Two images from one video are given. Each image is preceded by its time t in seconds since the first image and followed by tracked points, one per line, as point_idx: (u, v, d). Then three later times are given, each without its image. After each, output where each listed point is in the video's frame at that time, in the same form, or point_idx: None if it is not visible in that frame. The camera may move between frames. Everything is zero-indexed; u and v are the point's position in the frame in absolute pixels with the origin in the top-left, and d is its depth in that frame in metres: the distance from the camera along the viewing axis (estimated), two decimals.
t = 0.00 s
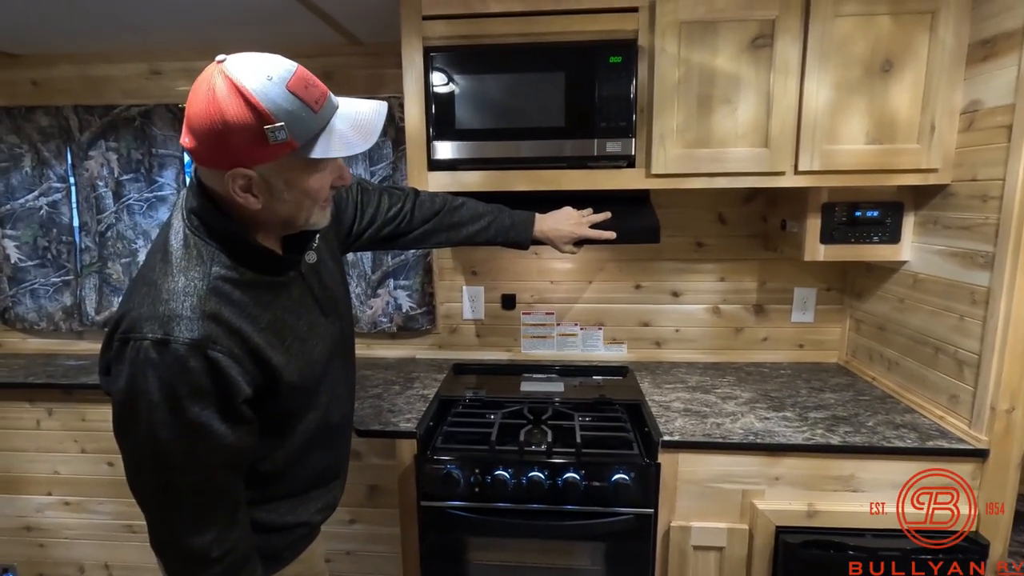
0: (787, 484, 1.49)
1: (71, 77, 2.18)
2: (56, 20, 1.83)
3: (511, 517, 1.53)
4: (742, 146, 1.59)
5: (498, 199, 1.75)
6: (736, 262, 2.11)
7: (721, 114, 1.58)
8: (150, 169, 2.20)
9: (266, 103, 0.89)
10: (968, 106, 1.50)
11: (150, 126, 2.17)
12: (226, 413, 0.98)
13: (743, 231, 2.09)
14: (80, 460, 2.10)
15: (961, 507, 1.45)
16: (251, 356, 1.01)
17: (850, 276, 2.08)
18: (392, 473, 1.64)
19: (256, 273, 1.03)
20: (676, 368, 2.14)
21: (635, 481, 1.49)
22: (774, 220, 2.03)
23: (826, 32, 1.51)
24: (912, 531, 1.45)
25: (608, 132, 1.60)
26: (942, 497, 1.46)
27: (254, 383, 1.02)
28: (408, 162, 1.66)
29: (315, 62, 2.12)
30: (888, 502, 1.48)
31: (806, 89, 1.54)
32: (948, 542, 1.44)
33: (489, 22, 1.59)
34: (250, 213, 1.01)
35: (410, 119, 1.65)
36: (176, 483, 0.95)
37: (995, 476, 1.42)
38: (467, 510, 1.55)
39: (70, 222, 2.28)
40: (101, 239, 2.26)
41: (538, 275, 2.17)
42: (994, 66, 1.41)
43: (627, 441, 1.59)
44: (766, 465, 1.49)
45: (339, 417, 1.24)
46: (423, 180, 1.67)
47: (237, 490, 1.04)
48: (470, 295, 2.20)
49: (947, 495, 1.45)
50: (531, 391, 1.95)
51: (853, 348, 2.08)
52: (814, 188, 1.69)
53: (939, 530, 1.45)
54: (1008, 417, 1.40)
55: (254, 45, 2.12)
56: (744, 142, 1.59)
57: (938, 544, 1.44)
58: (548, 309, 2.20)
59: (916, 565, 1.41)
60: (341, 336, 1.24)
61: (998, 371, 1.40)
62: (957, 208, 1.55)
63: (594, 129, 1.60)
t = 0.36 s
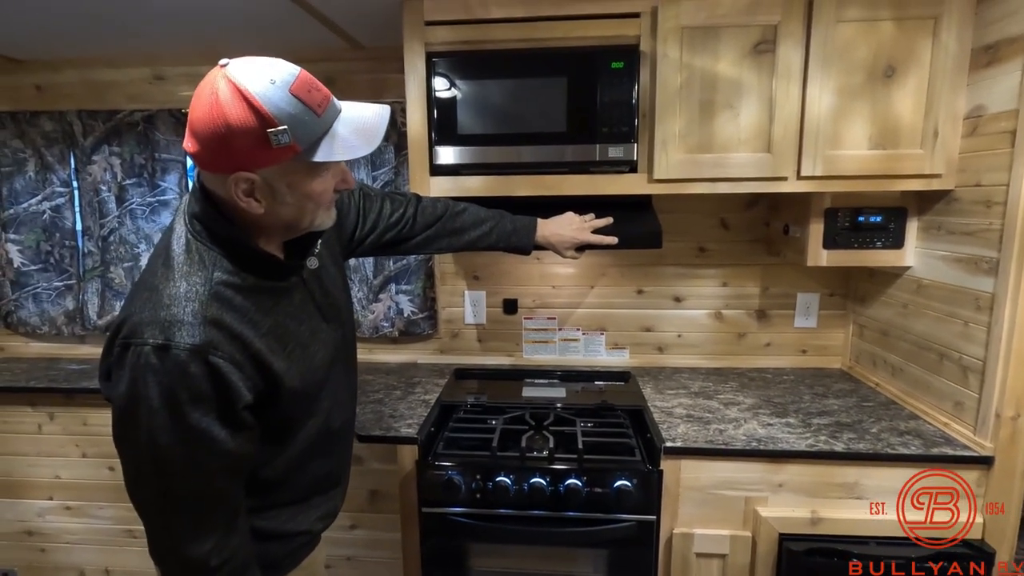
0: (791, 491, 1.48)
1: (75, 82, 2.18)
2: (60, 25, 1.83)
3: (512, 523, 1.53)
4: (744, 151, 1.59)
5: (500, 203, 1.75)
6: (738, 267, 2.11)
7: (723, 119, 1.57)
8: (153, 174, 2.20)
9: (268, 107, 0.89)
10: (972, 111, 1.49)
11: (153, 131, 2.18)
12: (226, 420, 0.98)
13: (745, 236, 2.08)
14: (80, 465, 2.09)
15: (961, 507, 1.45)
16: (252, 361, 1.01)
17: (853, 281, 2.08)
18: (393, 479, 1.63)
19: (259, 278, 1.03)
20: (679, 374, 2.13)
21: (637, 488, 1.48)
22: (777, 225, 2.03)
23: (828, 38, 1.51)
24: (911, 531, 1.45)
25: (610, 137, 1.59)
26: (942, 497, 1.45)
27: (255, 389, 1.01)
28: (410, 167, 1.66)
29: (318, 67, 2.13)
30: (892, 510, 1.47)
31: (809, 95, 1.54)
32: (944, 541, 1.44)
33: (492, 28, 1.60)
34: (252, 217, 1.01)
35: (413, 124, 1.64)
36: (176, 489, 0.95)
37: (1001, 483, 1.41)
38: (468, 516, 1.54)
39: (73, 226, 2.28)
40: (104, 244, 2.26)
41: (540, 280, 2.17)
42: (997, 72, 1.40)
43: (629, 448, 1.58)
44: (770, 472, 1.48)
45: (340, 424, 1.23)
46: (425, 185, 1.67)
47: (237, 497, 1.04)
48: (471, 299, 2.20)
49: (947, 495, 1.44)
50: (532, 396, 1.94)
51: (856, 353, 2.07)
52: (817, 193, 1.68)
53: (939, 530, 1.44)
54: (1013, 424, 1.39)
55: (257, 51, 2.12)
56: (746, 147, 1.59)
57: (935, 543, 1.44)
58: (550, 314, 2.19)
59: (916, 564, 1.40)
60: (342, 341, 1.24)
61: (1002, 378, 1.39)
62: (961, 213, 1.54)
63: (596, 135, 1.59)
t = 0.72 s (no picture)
0: (792, 498, 1.48)
1: (78, 87, 2.19)
2: (63, 32, 1.84)
3: (513, 530, 1.52)
4: (745, 156, 1.59)
5: (501, 209, 1.75)
6: (739, 273, 2.10)
7: (724, 125, 1.57)
8: (154, 179, 2.21)
9: (276, 102, 0.89)
10: (972, 117, 1.49)
11: (155, 136, 2.18)
12: (236, 421, 0.97)
13: (746, 241, 2.08)
14: (80, 470, 2.09)
15: (960, 507, 1.44)
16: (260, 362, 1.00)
17: (854, 287, 2.07)
18: (393, 485, 1.63)
19: (265, 279, 1.02)
20: (679, 379, 2.13)
21: (638, 494, 1.47)
22: (777, 231, 2.03)
23: (828, 44, 1.51)
24: (911, 531, 1.44)
25: (611, 143, 1.59)
26: (941, 497, 1.44)
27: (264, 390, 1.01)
28: (411, 173, 1.66)
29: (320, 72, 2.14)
30: (894, 516, 1.46)
31: (809, 101, 1.54)
32: (942, 542, 1.44)
33: (493, 34, 1.60)
34: (259, 215, 1.01)
35: (414, 129, 1.65)
36: (184, 490, 0.95)
37: (1004, 491, 1.41)
38: (468, 523, 1.54)
39: (74, 231, 2.29)
40: (105, 248, 2.27)
41: (541, 285, 2.17)
42: (997, 78, 1.40)
43: (629, 454, 1.58)
44: (771, 478, 1.47)
45: (346, 429, 1.23)
46: (426, 191, 1.67)
47: (247, 500, 1.03)
48: (472, 305, 2.20)
49: (947, 495, 1.43)
50: (533, 401, 1.94)
51: (857, 359, 2.07)
52: (818, 199, 1.68)
53: (939, 530, 1.44)
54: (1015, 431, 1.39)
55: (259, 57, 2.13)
56: (747, 153, 1.59)
57: (932, 544, 1.44)
58: (550, 319, 2.19)
59: (916, 564, 1.40)
60: (348, 345, 1.24)
61: (1005, 384, 1.39)
62: (962, 219, 1.54)
63: (596, 140, 1.60)
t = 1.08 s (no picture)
0: (794, 498, 1.48)
1: (80, 89, 2.20)
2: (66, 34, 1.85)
3: (514, 530, 1.52)
4: (745, 158, 1.59)
5: (502, 210, 1.76)
6: (740, 274, 2.11)
7: (724, 126, 1.58)
8: (157, 180, 2.22)
9: (245, 70, 0.92)
10: (972, 118, 1.49)
11: (157, 138, 2.19)
12: (245, 395, 0.97)
13: (747, 242, 2.08)
14: (82, 471, 2.09)
15: (961, 507, 1.44)
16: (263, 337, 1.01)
17: (856, 288, 2.08)
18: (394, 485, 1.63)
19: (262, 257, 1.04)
20: (681, 380, 2.13)
21: (639, 495, 1.48)
22: (779, 232, 2.03)
23: (828, 46, 1.51)
24: (912, 531, 1.44)
25: (611, 144, 1.60)
26: (942, 497, 1.44)
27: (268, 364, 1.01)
28: (412, 175, 1.67)
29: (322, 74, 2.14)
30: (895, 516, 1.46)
31: (809, 102, 1.54)
32: (943, 542, 1.44)
33: (494, 36, 1.61)
34: (249, 198, 1.02)
35: (414, 130, 1.65)
36: (196, 468, 0.94)
37: (1006, 491, 1.41)
38: (469, 523, 1.54)
39: (77, 233, 2.29)
40: (107, 250, 2.27)
41: (542, 286, 2.17)
42: (997, 79, 1.41)
43: (631, 454, 1.58)
44: (772, 479, 1.47)
45: (359, 420, 1.22)
46: (427, 193, 1.67)
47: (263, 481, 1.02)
48: (473, 306, 2.20)
49: (947, 495, 1.43)
50: (534, 402, 1.94)
51: (859, 360, 2.07)
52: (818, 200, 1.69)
53: (939, 530, 1.44)
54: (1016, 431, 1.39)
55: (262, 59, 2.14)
56: (748, 154, 1.59)
57: (933, 543, 1.44)
58: (552, 320, 2.19)
59: (916, 565, 1.40)
60: (352, 332, 1.24)
61: (1006, 385, 1.39)
62: (962, 220, 1.54)
63: (597, 141, 1.60)
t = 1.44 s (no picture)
0: (787, 493, 1.49)
1: (72, 83, 2.18)
2: (57, 27, 1.83)
3: (510, 525, 1.53)
4: (740, 155, 1.60)
5: (498, 206, 1.76)
6: (734, 271, 2.12)
7: (719, 124, 1.59)
8: (149, 175, 2.20)
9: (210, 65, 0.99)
10: (964, 117, 1.51)
11: (149, 132, 2.17)
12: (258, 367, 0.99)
13: (741, 239, 2.09)
14: (73, 468, 2.07)
15: (961, 507, 1.46)
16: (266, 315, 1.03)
17: (849, 285, 2.09)
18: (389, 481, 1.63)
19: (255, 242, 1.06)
20: (675, 376, 2.14)
21: (634, 490, 1.49)
22: (773, 229, 2.04)
23: (822, 46, 1.53)
24: (912, 531, 1.45)
25: (607, 141, 1.60)
26: (942, 497, 1.46)
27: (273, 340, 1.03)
28: (408, 170, 1.67)
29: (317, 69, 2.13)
30: (887, 510, 1.48)
31: (803, 100, 1.55)
32: (946, 541, 1.45)
33: (491, 31, 1.61)
34: (229, 191, 1.05)
35: (411, 126, 1.64)
36: (223, 438, 0.95)
37: (995, 486, 1.43)
38: (465, 519, 1.54)
39: (67, 227, 2.27)
40: (99, 245, 2.25)
41: (537, 282, 2.17)
42: (989, 78, 1.42)
43: (626, 450, 1.59)
44: (766, 474, 1.48)
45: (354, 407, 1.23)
46: (423, 189, 1.67)
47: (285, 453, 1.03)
48: (468, 302, 2.20)
49: (947, 495, 1.45)
50: (530, 398, 1.95)
51: (850, 357, 2.09)
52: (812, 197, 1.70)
53: (940, 529, 1.45)
54: (1006, 426, 1.41)
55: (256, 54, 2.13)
56: (742, 151, 1.60)
57: (935, 544, 1.45)
58: (547, 317, 2.20)
59: (916, 564, 1.41)
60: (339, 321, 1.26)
61: (995, 380, 1.41)
62: (954, 217, 1.55)
63: (593, 138, 1.60)
